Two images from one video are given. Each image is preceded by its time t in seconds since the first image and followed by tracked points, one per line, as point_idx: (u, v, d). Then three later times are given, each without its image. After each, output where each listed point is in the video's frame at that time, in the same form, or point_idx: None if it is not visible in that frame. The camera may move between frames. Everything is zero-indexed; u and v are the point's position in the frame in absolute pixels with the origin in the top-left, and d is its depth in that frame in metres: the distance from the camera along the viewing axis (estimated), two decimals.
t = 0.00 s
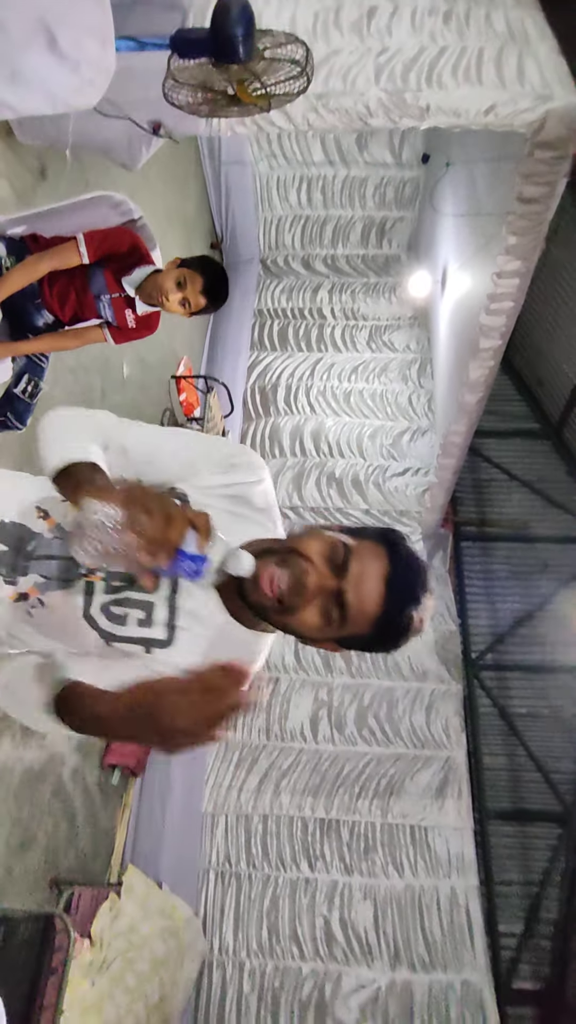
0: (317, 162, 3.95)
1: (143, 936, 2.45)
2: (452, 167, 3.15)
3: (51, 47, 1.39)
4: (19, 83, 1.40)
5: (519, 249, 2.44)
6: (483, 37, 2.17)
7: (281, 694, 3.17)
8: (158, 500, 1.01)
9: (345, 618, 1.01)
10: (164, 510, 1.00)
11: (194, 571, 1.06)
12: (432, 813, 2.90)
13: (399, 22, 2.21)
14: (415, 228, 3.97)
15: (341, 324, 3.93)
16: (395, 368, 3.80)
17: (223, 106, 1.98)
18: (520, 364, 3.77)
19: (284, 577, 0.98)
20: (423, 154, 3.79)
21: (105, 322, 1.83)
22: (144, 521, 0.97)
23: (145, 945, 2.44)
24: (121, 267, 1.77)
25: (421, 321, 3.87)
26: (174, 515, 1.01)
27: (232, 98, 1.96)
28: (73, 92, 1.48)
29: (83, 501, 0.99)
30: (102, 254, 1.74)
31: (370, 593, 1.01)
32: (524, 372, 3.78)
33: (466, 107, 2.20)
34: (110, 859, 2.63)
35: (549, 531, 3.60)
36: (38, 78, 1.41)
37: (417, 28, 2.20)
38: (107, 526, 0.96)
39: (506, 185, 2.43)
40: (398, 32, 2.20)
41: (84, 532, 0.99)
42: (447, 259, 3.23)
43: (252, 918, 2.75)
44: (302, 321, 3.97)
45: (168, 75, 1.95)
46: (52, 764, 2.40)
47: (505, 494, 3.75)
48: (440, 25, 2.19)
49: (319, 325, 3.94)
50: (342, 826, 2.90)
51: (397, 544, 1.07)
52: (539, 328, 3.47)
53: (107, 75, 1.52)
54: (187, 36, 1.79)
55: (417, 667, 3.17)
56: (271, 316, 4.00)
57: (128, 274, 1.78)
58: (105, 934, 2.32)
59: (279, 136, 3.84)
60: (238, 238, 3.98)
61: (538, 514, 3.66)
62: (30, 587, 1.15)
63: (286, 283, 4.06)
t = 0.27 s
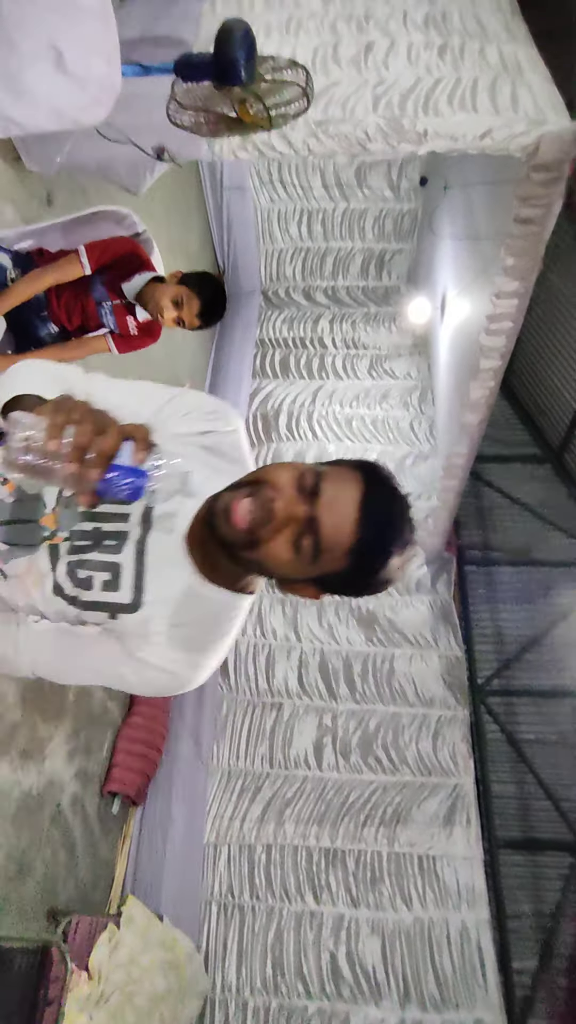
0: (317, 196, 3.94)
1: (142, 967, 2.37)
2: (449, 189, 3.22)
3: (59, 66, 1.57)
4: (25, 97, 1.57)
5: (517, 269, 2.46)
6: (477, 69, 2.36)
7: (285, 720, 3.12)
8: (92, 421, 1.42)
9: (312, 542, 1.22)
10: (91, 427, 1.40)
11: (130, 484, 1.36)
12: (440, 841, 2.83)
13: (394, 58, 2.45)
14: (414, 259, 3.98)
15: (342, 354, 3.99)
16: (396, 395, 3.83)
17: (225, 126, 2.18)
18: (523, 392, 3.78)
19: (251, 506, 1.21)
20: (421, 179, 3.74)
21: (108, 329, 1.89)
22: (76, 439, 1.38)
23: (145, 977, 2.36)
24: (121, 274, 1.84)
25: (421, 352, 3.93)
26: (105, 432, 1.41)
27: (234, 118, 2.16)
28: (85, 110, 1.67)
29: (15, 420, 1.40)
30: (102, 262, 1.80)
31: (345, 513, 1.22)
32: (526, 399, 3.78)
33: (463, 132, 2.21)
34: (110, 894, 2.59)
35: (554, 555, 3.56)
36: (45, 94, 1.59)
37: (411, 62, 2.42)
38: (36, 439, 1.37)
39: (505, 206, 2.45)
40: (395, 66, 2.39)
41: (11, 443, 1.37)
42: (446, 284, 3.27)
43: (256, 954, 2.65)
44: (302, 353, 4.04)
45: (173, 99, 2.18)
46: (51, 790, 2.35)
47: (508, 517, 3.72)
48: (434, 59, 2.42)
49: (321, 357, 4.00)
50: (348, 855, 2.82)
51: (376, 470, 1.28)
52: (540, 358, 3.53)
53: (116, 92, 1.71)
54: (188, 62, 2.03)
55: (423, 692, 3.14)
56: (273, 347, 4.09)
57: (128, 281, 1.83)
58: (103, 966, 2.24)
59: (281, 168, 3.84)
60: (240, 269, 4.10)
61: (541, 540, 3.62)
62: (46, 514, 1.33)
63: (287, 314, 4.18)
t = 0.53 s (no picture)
0: (313, 229, 4.07)
1: (143, 1008, 2.29)
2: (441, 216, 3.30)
3: (62, 98, 1.66)
4: (31, 129, 1.63)
5: (511, 291, 2.48)
6: (467, 101, 2.45)
7: (287, 748, 3.07)
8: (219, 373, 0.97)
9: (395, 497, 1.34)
10: (224, 381, 0.96)
11: (258, 457, 0.98)
12: (448, 871, 2.76)
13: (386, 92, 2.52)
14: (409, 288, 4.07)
15: (340, 381, 4.09)
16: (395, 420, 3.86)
17: (221, 156, 2.28)
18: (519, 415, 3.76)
19: (342, 468, 1.27)
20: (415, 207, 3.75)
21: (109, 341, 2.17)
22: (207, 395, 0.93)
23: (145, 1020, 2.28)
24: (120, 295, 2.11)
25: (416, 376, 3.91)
26: (242, 388, 0.96)
27: (230, 149, 2.27)
28: (87, 139, 1.74)
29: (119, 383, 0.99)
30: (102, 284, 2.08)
31: (428, 473, 1.36)
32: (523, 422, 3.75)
33: (453, 160, 2.26)
34: (111, 925, 2.53)
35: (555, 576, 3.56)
36: (49, 126, 1.65)
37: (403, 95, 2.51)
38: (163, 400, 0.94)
39: (497, 229, 2.47)
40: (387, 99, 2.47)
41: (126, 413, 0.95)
42: (442, 311, 3.33)
43: (260, 994, 2.55)
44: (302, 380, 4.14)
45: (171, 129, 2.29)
46: (49, 820, 2.29)
47: (508, 539, 3.67)
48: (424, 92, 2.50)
49: (319, 382, 4.11)
50: (354, 887, 2.75)
51: (444, 432, 1.44)
52: (534, 379, 3.54)
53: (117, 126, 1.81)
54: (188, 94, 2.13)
55: (427, 717, 3.10)
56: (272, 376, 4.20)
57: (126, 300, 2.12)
58: (102, 1004, 2.17)
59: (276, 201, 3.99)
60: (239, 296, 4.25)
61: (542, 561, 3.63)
62: (57, 482, 1.21)
63: (285, 344, 4.26)
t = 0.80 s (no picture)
0: (311, 250, 4.19)
1: None
2: (437, 235, 3.35)
3: (62, 123, 1.64)
4: (33, 155, 1.63)
5: (507, 310, 2.50)
6: (461, 127, 2.49)
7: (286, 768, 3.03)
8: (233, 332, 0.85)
9: (411, 468, 1.30)
10: (241, 344, 0.84)
11: (277, 436, 0.90)
12: (451, 897, 2.70)
13: (382, 118, 2.57)
14: (406, 307, 4.14)
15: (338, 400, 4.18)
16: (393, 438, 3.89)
17: (220, 179, 2.31)
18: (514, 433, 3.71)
19: (353, 430, 1.24)
20: (410, 229, 3.93)
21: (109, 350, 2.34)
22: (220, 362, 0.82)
23: None
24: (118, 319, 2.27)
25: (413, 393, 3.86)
26: (260, 355, 0.84)
27: (228, 171, 2.29)
28: (86, 164, 1.73)
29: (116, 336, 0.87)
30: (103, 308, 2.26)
31: (446, 441, 1.32)
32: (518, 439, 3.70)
33: (448, 182, 2.30)
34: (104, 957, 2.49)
35: (553, 595, 3.59)
36: (50, 151, 1.65)
37: (399, 121, 2.55)
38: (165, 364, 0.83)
39: (492, 250, 2.49)
40: (382, 125, 2.52)
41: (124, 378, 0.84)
42: (439, 332, 3.37)
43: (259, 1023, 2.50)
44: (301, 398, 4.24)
45: (169, 152, 2.30)
46: (43, 844, 2.25)
47: (508, 555, 3.72)
48: (419, 119, 2.54)
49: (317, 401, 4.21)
50: (355, 913, 2.70)
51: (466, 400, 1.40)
52: (530, 396, 3.54)
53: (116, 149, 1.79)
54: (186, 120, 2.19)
55: (428, 737, 3.06)
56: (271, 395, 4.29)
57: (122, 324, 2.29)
58: None
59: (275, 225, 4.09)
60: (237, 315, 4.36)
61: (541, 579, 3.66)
62: (44, 468, 1.17)
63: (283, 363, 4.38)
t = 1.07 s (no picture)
0: (308, 257, 4.24)
1: None
2: (432, 243, 3.38)
3: (59, 130, 1.65)
4: (30, 163, 1.64)
5: (502, 317, 2.50)
6: (455, 136, 2.52)
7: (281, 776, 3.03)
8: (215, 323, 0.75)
9: (411, 471, 1.23)
10: (226, 337, 0.74)
11: (267, 438, 0.78)
12: (449, 906, 2.69)
13: (378, 126, 2.59)
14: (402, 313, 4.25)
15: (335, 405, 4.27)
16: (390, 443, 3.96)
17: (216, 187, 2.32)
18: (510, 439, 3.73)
19: (349, 426, 1.16)
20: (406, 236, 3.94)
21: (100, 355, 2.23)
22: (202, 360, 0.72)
23: None
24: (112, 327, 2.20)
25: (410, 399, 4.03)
26: (246, 349, 0.75)
27: (224, 179, 2.31)
28: (81, 169, 1.74)
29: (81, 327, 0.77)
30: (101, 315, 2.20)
31: (449, 446, 1.24)
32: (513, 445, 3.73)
33: (443, 190, 2.28)
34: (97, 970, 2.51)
35: (550, 600, 3.58)
36: (47, 156, 1.66)
37: (394, 130, 2.57)
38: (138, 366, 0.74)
39: (487, 256, 2.50)
40: (378, 133, 2.54)
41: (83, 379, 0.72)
42: (435, 339, 3.39)
43: None
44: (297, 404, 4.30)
45: (166, 162, 2.34)
46: (36, 853, 2.22)
47: (504, 561, 3.68)
48: (414, 128, 2.57)
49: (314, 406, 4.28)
50: (352, 922, 2.68)
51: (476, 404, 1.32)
52: (525, 402, 3.56)
53: (112, 156, 1.80)
54: (183, 126, 2.25)
55: (425, 743, 3.05)
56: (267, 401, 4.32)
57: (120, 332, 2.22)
58: None
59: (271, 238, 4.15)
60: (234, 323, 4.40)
61: (536, 583, 3.64)
62: (24, 477, 1.10)
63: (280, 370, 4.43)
